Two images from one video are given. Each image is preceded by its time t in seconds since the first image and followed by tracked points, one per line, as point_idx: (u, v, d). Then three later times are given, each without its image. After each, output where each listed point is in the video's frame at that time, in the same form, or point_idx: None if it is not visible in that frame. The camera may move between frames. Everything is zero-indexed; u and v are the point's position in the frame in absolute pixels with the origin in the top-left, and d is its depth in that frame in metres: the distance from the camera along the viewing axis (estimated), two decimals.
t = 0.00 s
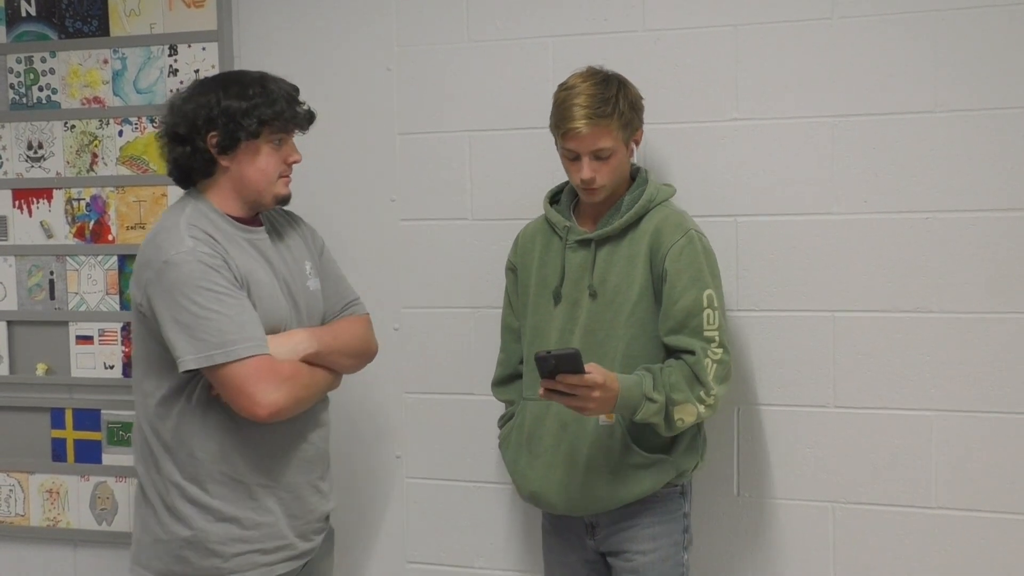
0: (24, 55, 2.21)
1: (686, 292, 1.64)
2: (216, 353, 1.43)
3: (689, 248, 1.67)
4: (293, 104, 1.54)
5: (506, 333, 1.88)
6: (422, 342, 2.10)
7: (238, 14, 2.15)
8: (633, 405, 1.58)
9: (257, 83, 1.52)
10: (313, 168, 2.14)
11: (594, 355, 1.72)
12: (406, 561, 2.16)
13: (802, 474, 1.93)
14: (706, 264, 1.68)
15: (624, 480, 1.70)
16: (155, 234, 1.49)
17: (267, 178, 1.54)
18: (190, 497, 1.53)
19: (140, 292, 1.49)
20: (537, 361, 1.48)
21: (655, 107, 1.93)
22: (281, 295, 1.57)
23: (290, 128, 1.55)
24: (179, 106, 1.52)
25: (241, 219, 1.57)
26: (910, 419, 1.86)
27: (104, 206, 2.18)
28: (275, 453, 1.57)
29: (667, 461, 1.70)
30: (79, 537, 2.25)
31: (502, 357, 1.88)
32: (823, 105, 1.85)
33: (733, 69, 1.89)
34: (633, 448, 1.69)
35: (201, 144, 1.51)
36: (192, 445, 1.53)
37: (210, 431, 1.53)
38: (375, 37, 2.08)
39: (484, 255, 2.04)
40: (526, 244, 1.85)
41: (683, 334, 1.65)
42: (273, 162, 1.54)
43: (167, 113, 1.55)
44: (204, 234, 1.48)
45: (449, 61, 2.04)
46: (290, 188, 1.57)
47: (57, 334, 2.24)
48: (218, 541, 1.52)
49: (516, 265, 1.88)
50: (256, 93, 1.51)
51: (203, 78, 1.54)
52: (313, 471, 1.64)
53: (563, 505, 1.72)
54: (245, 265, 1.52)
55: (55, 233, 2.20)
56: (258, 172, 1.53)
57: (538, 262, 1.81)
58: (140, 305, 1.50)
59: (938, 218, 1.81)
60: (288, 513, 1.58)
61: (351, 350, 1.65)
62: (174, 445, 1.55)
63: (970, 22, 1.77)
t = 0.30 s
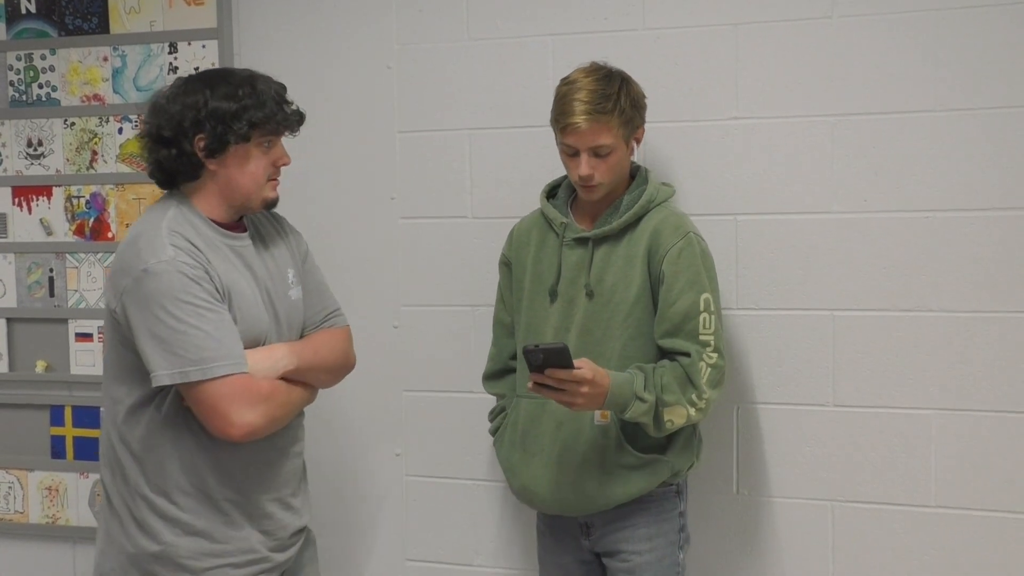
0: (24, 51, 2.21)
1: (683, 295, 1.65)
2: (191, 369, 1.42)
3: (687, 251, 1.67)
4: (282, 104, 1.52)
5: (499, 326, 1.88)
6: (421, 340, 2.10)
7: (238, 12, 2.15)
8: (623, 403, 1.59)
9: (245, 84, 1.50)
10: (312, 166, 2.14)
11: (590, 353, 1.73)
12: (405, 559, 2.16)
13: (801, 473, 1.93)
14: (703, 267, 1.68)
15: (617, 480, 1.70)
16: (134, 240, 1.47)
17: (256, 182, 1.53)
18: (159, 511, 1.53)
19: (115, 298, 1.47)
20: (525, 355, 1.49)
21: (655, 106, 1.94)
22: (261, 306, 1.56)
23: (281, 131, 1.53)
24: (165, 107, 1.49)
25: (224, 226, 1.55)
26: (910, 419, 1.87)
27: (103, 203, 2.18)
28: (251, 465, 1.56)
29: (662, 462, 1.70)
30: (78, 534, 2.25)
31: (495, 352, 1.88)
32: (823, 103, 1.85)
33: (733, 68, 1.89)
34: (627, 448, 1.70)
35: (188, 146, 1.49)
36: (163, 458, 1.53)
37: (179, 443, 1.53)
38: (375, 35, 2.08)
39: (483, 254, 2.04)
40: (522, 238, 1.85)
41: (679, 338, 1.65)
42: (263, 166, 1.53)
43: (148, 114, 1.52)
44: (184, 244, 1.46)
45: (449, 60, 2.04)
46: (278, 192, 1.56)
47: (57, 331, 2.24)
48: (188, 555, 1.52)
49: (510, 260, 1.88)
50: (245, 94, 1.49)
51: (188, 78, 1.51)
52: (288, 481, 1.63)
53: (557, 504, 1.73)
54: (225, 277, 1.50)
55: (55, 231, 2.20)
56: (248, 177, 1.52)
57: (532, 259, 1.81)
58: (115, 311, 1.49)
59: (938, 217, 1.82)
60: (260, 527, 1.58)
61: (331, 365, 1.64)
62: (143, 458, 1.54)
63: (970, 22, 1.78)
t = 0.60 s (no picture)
0: (24, 52, 2.21)
1: (681, 296, 1.66)
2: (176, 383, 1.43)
3: (684, 251, 1.68)
4: (273, 106, 1.52)
5: (495, 330, 1.87)
6: (421, 340, 2.10)
7: (238, 12, 2.15)
8: (626, 405, 1.59)
9: (236, 85, 1.50)
10: (312, 167, 2.14)
11: (588, 356, 1.73)
12: (404, 559, 2.16)
13: (801, 473, 1.93)
14: (700, 266, 1.69)
15: (617, 480, 1.71)
16: (119, 249, 1.46)
17: (246, 186, 1.53)
18: (144, 517, 1.54)
19: (100, 306, 1.47)
20: (528, 362, 1.48)
21: (655, 106, 1.94)
22: (249, 314, 1.56)
23: (272, 133, 1.53)
24: (154, 109, 1.49)
25: (212, 233, 1.55)
26: (910, 418, 1.86)
27: (103, 204, 2.18)
28: (237, 471, 1.57)
29: (663, 460, 1.71)
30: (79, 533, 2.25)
31: (490, 357, 1.87)
32: (823, 103, 1.85)
33: (733, 68, 1.89)
34: (626, 449, 1.71)
35: (177, 149, 1.49)
36: (148, 465, 1.54)
37: (163, 450, 1.53)
38: (374, 35, 2.08)
39: (483, 254, 2.05)
40: (514, 240, 1.85)
41: (678, 338, 1.66)
42: (253, 169, 1.53)
43: (137, 115, 1.52)
44: (170, 254, 1.46)
45: (449, 60, 2.04)
46: (269, 195, 1.56)
47: (57, 331, 2.24)
48: (174, 561, 1.53)
49: (503, 261, 1.87)
50: (236, 96, 1.49)
51: (180, 77, 1.51)
52: (275, 484, 1.64)
53: (559, 508, 1.73)
54: (213, 286, 1.50)
55: (55, 231, 2.20)
56: (239, 181, 1.52)
57: (527, 262, 1.81)
58: (100, 318, 1.48)
59: (938, 217, 1.82)
60: (246, 533, 1.58)
61: (320, 374, 1.65)
62: (127, 465, 1.55)
63: (970, 22, 1.78)
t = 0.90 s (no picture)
0: (24, 53, 2.21)
1: (681, 287, 1.66)
2: (172, 392, 1.43)
3: (681, 242, 1.68)
4: (268, 107, 1.52)
5: (492, 337, 1.87)
6: (421, 341, 2.10)
7: (237, 13, 2.16)
8: (632, 396, 1.59)
9: (231, 87, 1.50)
10: (312, 167, 2.14)
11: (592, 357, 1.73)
12: (405, 560, 2.16)
13: (801, 473, 1.93)
14: (697, 257, 1.69)
15: (630, 479, 1.71)
16: (114, 253, 1.46)
17: (242, 188, 1.53)
18: (142, 516, 1.54)
19: (96, 311, 1.47)
20: (534, 358, 1.49)
21: (654, 106, 1.93)
22: (246, 318, 1.56)
23: (267, 134, 1.53)
24: (149, 112, 1.49)
25: (209, 237, 1.55)
26: (910, 419, 1.86)
27: (103, 205, 2.18)
28: (236, 471, 1.57)
29: (677, 457, 1.72)
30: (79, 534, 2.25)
31: (491, 363, 1.87)
32: (822, 103, 1.85)
33: (732, 68, 1.89)
34: (638, 448, 1.71)
35: (172, 152, 1.49)
36: (146, 465, 1.54)
37: (161, 449, 1.54)
38: (374, 36, 2.08)
39: (483, 254, 2.05)
40: (507, 245, 1.84)
41: (680, 329, 1.67)
42: (250, 171, 1.53)
43: (133, 118, 1.52)
44: (165, 260, 1.46)
45: (448, 60, 2.04)
46: (265, 197, 1.56)
47: (57, 332, 2.24)
48: (171, 559, 1.53)
49: (497, 268, 1.86)
50: (229, 98, 1.49)
51: (174, 80, 1.51)
52: (274, 485, 1.64)
53: (575, 509, 1.73)
54: (209, 290, 1.50)
55: (55, 232, 2.21)
56: (235, 183, 1.52)
57: (523, 267, 1.81)
58: (96, 323, 1.48)
59: (937, 216, 1.82)
60: (244, 533, 1.59)
61: (318, 376, 1.65)
62: (125, 464, 1.55)
63: (969, 21, 1.77)
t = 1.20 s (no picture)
0: (26, 55, 2.22)
1: (679, 283, 1.66)
2: (174, 392, 1.44)
3: (678, 238, 1.68)
4: (266, 111, 1.51)
5: (493, 345, 1.87)
6: (422, 342, 2.10)
7: (238, 14, 2.16)
8: (637, 391, 1.59)
9: (228, 90, 1.50)
10: (313, 169, 2.14)
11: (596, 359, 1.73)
12: (407, 561, 2.16)
13: (802, 474, 1.93)
14: (695, 253, 1.69)
15: (640, 477, 1.71)
16: (116, 255, 1.46)
17: (239, 191, 1.53)
18: (146, 513, 1.54)
19: (98, 313, 1.47)
20: (540, 357, 1.50)
21: (654, 106, 1.94)
22: (248, 317, 1.56)
23: (265, 138, 1.53)
24: (147, 113, 1.50)
25: (211, 237, 1.55)
26: (910, 419, 1.86)
27: (105, 206, 2.18)
28: (239, 468, 1.57)
29: (688, 454, 1.73)
30: (80, 535, 2.25)
31: (494, 370, 1.87)
32: (822, 104, 1.85)
33: (732, 69, 1.89)
34: (649, 445, 1.72)
35: (169, 154, 1.49)
36: (150, 463, 1.54)
37: (165, 446, 1.54)
38: (374, 37, 2.08)
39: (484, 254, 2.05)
40: (504, 253, 1.84)
41: (681, 325, 1.67)
42: (247, 173, 1.53)
43: (133, 119, 1.53)
44: (166, 262, 1.46)
45: (449, 61, 2.04)
46: (262, 201, 1.56)
47: (58, 334, 2.24)
48: (175, 556, 1.54)
49: (495, 276, 1.86)
50: (226, 101, 1.49)
51: (174, 82, 1.52)
52: (279, 482, 1.64)
53: (587, 508, 1.73)
54: (211, 291, 1.50)
55: (57, 233, 2.21)
56: (232, 186, 1.52)
57: (522, 273, 1.81)
58: (99, 325, 1.49)
59: (937, 217, 1.82)
60: (248, 529, 1.59)
61: (321, 373, 1.65)
62: (129, 461, 1.55)
63: (969, 22, 1.77)
